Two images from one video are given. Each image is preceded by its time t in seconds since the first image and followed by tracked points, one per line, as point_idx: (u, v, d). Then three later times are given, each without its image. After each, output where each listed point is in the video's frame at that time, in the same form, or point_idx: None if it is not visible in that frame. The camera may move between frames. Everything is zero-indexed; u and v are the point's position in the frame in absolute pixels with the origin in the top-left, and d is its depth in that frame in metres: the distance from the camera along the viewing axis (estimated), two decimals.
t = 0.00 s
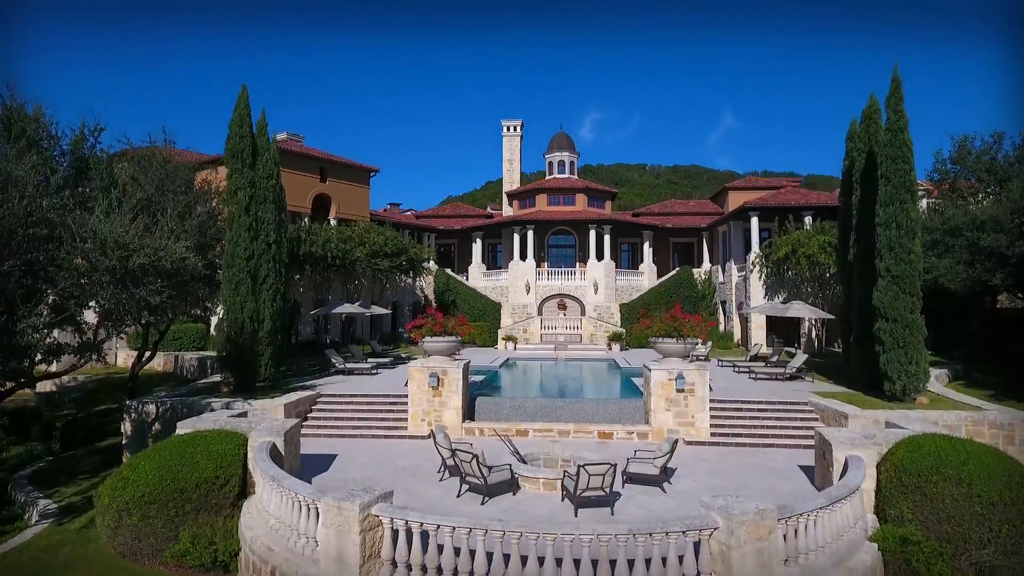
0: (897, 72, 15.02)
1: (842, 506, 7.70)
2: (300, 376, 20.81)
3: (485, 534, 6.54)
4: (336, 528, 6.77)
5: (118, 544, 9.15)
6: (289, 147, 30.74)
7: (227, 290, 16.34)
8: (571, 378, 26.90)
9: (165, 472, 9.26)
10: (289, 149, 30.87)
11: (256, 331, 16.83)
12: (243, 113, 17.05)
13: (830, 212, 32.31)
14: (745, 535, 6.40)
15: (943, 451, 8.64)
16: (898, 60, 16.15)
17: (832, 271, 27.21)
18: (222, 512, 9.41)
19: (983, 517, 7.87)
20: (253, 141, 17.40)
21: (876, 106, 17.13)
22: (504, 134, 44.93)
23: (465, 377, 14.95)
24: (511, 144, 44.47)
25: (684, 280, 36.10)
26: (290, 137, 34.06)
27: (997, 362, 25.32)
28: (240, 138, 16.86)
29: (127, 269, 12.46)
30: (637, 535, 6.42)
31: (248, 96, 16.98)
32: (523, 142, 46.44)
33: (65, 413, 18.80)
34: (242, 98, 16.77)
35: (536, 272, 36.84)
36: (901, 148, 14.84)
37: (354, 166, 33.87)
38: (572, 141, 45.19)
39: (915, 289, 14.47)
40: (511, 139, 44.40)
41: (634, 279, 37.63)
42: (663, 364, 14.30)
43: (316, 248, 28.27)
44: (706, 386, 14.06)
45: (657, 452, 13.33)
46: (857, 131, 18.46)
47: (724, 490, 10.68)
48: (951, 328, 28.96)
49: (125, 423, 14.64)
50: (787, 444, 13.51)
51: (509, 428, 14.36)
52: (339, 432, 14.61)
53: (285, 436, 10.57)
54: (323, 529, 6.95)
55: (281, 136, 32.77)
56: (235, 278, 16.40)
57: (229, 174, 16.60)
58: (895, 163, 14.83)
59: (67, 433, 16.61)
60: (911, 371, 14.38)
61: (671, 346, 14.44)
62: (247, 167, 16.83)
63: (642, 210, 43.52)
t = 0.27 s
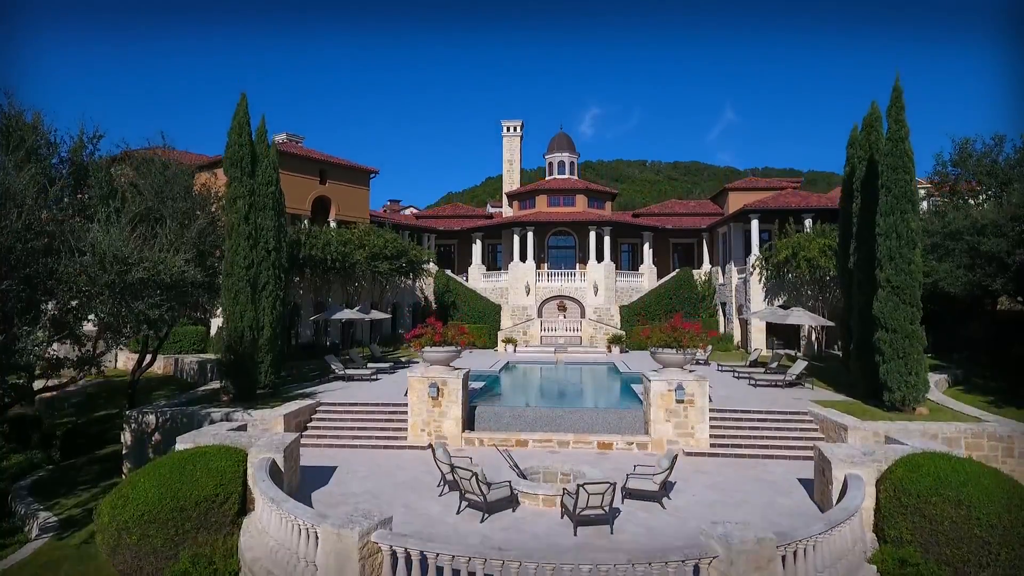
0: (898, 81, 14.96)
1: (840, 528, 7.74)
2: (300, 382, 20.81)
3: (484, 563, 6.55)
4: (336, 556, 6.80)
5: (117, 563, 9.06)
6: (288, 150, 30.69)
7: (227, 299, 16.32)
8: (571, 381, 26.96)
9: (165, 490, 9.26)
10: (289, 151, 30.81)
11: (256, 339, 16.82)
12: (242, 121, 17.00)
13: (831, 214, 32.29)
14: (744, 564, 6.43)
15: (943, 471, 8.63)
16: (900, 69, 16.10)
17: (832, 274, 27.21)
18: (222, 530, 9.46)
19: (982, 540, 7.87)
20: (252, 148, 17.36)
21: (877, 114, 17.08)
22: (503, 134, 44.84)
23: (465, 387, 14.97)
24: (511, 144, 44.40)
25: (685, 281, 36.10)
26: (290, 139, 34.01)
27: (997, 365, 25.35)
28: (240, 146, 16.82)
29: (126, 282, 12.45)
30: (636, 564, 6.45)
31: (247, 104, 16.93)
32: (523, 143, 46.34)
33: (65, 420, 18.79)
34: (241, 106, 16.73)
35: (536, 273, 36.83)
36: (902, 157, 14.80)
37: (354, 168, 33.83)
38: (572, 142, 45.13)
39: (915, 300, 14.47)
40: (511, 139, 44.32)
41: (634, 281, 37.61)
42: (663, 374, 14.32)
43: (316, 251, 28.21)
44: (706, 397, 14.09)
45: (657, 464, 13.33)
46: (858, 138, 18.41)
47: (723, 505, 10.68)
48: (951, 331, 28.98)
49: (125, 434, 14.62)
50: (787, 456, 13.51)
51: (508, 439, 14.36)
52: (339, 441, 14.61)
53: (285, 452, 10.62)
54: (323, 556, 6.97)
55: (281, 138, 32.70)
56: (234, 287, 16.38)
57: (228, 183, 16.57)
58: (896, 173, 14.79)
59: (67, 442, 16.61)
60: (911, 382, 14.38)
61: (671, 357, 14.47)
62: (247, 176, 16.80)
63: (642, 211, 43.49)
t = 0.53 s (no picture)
0: (899, 90, 14.92)
1: (836, 552, 7.79)
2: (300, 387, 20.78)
3: None
4: None
5: None
6: (288, 152, 30.64)
7: (227, 308, 16.35)
8: (571, 384, 27.02)
9: (166, 508, 9.26)
10: (289, 153, 30.76)
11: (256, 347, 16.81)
12: (241, 129, 16.96)
13: (831, 216, 32.28)
14: None
15: (942, 490, 8.64)
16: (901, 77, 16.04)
17: (832, 277, 27.24)
18: (223, 547, 9.51)
19: (980, 562, 7.91)
20: (251, 156, 17.32)
21: (878, 122, 17.03)
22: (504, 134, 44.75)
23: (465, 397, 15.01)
24: (511, 144, 44.32)
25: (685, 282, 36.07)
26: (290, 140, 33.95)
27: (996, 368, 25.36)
28: (239, 154, 16.79)
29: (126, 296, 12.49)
30: None
31: (246, 112, 16.89)
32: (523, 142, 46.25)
33: (66, 426, 18.82)
34: (240, 114, 16.69)
35: (536, 274, 36.83)
36: (903, 167, 14.76)
37: (354, 170, 33.79)
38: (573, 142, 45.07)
39: (915, 310, 14.47)
40: (511, 139, 44.23)
41: (634, 281, 37.62)
42: (663, 385, 14.37)
43: (316, 254, 28.13)
44: (706, 407, 14.14)
45: (657, 475, 13.35)
46: (859, 144, 18.36)
47: (723, 519, 10.68)
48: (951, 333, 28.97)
49: (125, 443, 14.68)
50: (786, 467, 13.52)
51: (509, 448, 14.38)
52: (340, 451, 14.64)
53: (284, 467, 10.67)
54: None
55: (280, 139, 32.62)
56: (233, 296, 16.39)
57: (228, 191, 16.55)
58: (896, 183, 14.75)
59: (68, 449, 16.64)
60: (911, 392, 14.37)
61: (672, 367, 14.58)
62: (247, 183, 16.79)
63: (643, 211, 43.46)
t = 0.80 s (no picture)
0: (901, 98, 14.87)
1: None
2: (299, 392, 20.75)
3: None
4: None
5: None
6: (287, 153, 30.56)
7: (226, 316, 16.34)
8: (571, 387, 27.06)
9: (166, 525, 9.27)
10: (288, 155, 30.68)
11: (256, 355, 16.79)
12: (240, 137, 16.92)
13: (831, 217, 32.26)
14: None
15: (941, 510, 8.65)
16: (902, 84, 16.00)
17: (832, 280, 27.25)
18: (223, 564, 9.54)
19: None
20: (250, 163, 17.27)
21: (878, 128, 16.99)
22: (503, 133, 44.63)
23: (465, 406, 15.05)
24: (511, 143, 44.22)
25: (685, 283, 36.01)
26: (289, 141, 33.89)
27: (997, 371, 25.34)
28: (238, 162, 16.76)
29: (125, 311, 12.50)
30: None
31: (244, 120, 16.84)
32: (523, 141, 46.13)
33: (66, 432, 18.82)
34: (238, 122, 16.65)
35: (536, 274, 36.81)
36: (904, 176, 14.72)
37: (354, 171, 33.74)
38: (572, 141, 44.98)
39: (915, 319, 14.47)
40: (511, 138, 44.12)
41: (634, 282, 37.62)
42: (663, 395, 14.43)
43: (317, 256, 27.97)
44: (706, 417, 14.17)
45: (657, 485, 13.38)
46: (859, 151, 18.33)
47: (722, 535, 10.71)
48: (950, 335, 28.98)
49: (125, 452, 14.71)
50: (786, 477, 13.55)
51: (509, 458, 14.41)
52: (340, 460, 14.66)
53: (284, 483, 10.71)
54: None
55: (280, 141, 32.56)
56: (232, 304, 16.39)
57: (227, 199, 16.53)
58: (897, 192, 14.71)
59: (69, 457, 16.64)
60: (910, 401, 14.40)
61: (671, 377, 14.59)
62: (246, 192, 16.75)
63: (643, 210, 43.40)
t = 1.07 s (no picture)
0: (902, 107, 14.84)
1: None
2: (299, 397, 20.75)
3: None
4: None
5: None
6: (286, 155, 30.50)
7: (225, 325, 16.34)
8: (571, 389, 27.07)
9: (166, 542, 9.25)
10: (287, 156, 30.61)
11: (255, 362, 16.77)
12: (239, 144, 16.88)
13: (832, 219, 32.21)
14: None
15: (940, 530, 8.65)
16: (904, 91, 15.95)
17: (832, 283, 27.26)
18: None
19: None
20: (249, 170, 17.24)
21: (879, 136, 16.96)
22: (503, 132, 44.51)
23: (464, 415, 15.07)
24: (511, 143, 44.10)
25: (686, 283, 35.96)
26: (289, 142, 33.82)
27: (997, 374, 25.33)
28: (237, 169, 16.70)
29: (125, 325, 12.50)
30: None
31: (243, 127, 16.80)
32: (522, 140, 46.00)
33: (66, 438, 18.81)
34: (237, 130, 16.61)
35: (536, 275, 36.77)
36: (904, 185, 14.69)
37: (354, 171, 33.68)
38: (572, 141, 44.87)
39: (915, 329, 14.47)
40: (511, 138, 44.01)
41: (634, 282, 37.57)
42: (663, 404, 14.45)
43: (316, 259, 27.92)
44: (705, 427, 14.18)
45: (657, 495, 13.40)
46: (859, 157, 18.30)
47: (722, 549, 10.73)
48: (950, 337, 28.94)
49: (125, 461, 14.74)
50: (785, 487, 13.56)
51: (508, 467, 14.43)
52: (340, 469, 14.68)
53: (284, 498, 10.72)
54: None
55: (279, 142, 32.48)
56: (232, 313, 16.37)
57: (226, 207, 16.49)
58: (897, 201, 14.69)
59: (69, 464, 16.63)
60: (910, 411, 14.40)
61: (671, 387, 14.64)
62: (245, 200, 16.72)
63: (643, 210, 43.34)
